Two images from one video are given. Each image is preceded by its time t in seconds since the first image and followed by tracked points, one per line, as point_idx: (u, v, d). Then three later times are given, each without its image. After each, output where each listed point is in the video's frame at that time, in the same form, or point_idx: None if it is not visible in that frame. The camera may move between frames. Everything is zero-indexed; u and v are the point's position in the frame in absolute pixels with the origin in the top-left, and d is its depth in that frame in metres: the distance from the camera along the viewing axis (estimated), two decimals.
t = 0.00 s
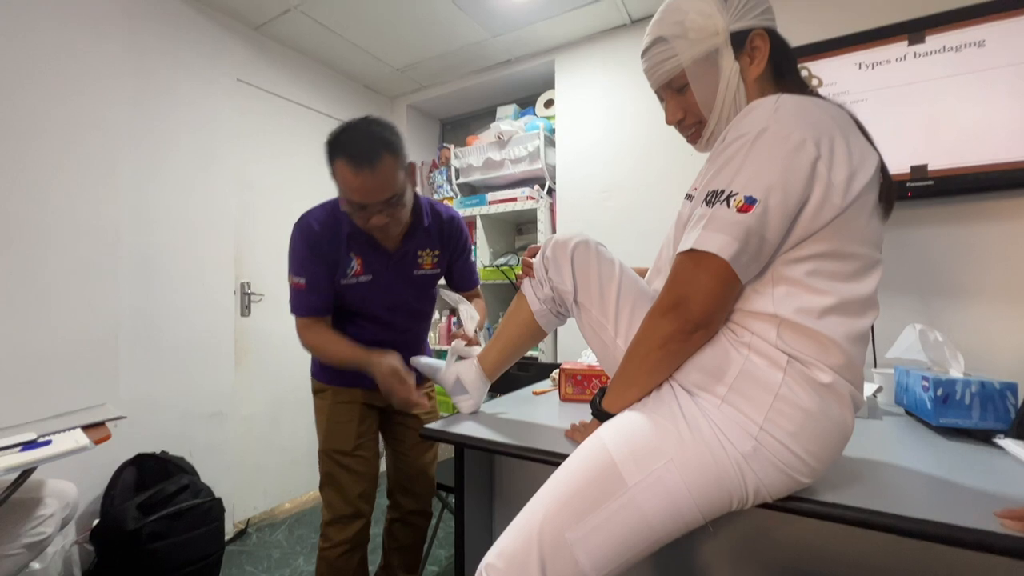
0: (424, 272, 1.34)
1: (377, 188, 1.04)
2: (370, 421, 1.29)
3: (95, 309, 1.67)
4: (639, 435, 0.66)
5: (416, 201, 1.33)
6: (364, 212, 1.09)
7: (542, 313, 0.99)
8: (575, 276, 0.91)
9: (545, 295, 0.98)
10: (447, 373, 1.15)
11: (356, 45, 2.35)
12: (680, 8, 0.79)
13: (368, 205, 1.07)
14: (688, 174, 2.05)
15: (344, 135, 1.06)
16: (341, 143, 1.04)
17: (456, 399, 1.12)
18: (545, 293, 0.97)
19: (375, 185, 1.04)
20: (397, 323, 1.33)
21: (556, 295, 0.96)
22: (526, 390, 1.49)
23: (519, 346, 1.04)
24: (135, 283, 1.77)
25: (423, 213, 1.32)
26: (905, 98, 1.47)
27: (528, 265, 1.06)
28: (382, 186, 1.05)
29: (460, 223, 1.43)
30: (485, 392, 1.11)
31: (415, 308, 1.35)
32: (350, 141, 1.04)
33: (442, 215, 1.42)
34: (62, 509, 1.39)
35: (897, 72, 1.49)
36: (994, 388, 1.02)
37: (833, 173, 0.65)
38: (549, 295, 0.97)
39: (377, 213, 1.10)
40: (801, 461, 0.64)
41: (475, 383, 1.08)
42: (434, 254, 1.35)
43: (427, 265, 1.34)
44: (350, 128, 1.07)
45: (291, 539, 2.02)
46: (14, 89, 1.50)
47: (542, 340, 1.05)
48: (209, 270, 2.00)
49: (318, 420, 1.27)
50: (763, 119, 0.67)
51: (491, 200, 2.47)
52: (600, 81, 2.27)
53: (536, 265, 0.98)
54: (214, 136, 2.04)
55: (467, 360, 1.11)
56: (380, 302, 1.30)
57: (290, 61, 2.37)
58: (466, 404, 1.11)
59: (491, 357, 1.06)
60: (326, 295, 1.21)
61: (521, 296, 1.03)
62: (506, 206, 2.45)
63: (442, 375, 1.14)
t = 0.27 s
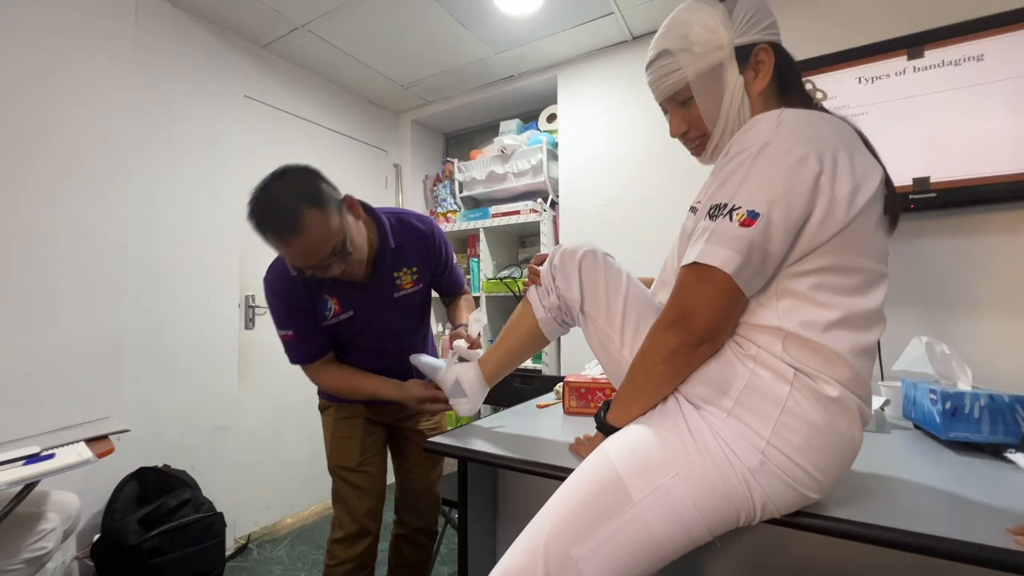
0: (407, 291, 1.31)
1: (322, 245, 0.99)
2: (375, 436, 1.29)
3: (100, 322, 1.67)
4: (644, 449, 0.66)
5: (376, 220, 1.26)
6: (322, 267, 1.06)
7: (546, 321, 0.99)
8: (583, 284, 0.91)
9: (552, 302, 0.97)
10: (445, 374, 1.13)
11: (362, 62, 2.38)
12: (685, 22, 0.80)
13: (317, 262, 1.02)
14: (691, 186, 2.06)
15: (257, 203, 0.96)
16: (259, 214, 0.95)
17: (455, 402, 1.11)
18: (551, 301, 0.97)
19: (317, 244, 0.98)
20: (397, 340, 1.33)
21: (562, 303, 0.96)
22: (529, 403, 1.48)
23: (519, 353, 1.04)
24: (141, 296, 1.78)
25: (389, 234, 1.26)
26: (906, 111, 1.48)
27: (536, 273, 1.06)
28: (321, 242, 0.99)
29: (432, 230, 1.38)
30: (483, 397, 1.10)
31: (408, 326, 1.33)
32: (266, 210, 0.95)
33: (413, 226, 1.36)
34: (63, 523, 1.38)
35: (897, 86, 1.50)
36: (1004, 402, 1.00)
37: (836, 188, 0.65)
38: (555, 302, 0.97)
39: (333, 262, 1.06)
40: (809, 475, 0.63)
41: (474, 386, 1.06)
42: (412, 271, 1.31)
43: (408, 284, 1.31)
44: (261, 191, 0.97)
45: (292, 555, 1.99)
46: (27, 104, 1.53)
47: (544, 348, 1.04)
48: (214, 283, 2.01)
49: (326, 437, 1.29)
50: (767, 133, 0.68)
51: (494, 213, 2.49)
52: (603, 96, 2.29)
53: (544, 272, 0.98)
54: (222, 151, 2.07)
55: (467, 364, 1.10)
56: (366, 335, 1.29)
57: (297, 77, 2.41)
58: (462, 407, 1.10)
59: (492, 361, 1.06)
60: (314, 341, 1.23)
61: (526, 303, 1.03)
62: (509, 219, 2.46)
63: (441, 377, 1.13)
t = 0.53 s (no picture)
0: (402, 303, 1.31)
1: (296, 276, 1.01)
2: (381, 446, 1.30)
3: (108, 333, 1.69)
4: (654, 458, 0.66)
5: (360, 237, 1.27)
6: (307, 295, 1.09)
7: (556, 311, 0.96)
8: (603, 282, 0.91)
9: (568, 294, 0.95)
10: (434, 349, 1.09)
11: (366, 75, 2.42)
12: (699, 33, 0.81)
13: (298, 291, 1.05)
14: (693, 196, 2.07)
15: (231, 243, 0.99)
16: (234, 253, 0.99)
17: (437, 376, 1.07)
18: (567, 293, 0.95)
19: (292, 277, 1.01)
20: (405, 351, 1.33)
21: (577, 298, 0.95)
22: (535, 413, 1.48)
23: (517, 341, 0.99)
24: (148, 307, 1.80)
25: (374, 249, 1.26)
26: (907, 121, 1.49)
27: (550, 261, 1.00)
28: (296, 270, 1.01)
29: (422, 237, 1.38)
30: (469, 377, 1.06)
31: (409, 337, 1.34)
32: (237, 250, 0.98)
33: (399, 236, 1.36)
34: (70, 533, 1.38)
35: (897, 96, 1.51)
36: (1010, 410, 0.99)
37: (850, 205, 0.65)
38: (569, 295, 0.95)
39: (316, 288, 1.09)
40: (818, 487, 0.63)
41: (464, 366, 1.03)
42: (406, 282, 1.31)
43: (402, 296, 1.31)
44: (231, 228, 1.00)
45: (297, 566, 1.98)
46: (40, 119, 1.56)
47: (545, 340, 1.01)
48: (220, 293, 2.03)
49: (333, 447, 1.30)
50: (779, 148, 0.69)
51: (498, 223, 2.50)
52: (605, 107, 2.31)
53: (562, 263, 0.96)
54: (228, 163, 2.09)
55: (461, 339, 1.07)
56: (364, 352, 1.30)
57: (302, 90, 2.44)
58: (444, 383, 1.06)
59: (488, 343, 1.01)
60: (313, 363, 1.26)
61: (539, 293, 0.98)
62: (512, 229, 2.48)
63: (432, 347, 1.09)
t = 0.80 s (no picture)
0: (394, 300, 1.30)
1: (271, 274, 1.01)
2: (384, 452, 1.29)
3: (112, 340, 1.69)
4: (659, 460, 0.65)
5: (345, 238, 1.28)
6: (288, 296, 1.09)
7: (568, 298, 0.90)
8: (620, 278, 0.88)
9: (584, 283, 0.90)
10: (425, 315, 0.99)
11: (368, 82, 2.43)
12: (724, 30, 0.81)
13: (275, 290, 1.05)
14: (694, 199, 2.07)
15: (208, 249, 1.02)
16: (211, 259, 1.01)
17: (422, 341, 0.96)
18: (585, 282, 0.89)
19: (266, 274, 1.01)
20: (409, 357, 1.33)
21: (591, 288, 0.90)
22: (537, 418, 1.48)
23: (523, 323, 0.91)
24: (151, 313, 1.81)
25: (358, 247, 1.27)
26: (908, 123, 1.49)
27: (566, 249, 0.95)
28: (269, 270, 1.01)
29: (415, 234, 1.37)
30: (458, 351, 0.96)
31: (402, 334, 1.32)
32: (213, 253, 1.00)
33: (385, 233, 1.36)
34: (73, 541, 1.38)
35: (897, 98, 1.51)
36: (1015, 414, 0.99)
37: (870, 217, 0.64)
38: (585, 283, 0.90)
39: (296, 287, 1.09)
40: (824, 495, 0.63)
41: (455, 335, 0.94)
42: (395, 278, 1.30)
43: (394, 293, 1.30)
44: (208, 234, 1.02)
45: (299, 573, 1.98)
46: (44, 128, 1.57)
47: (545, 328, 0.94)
48: (222, 299, 2.03)
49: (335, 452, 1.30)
50: (798, 157, 0.68)
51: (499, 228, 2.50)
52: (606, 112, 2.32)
53: (580, 252, 0.92)
54: (231, 170, 2.10)
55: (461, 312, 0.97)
56: (361, 352, 1.30)
57: (304, 97, 2.46)
58: (429, 352, 0.95)
59: (489, 318, 0.92)
60: (313, 367, 1.27)
61: (551, 279, 0.93)
62: (514, 234, 2.48)
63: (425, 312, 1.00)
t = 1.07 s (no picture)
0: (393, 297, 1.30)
1: (257, 257, 1.02)
2: (384, 457, 1.29)
3: (113, 344, 1.70)
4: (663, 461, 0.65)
5: (341, 235, 1.29)
6: (274, 281, 1.08)
7: (574, 296, 0.88)
8: (626, 276, 0.86)
9: (590, 281, 0.88)
10: (426, 310, 0.99)
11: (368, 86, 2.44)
12: (756, 25, 0.79)
13: (262, 275, 1.05)
14: (694, 202, 2.07)
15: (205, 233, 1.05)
16: (207, 242, 1.05)
17: (426, 338, 0.96)
18: (590, 280, 0.88)
19: (252, 252, 1.02)
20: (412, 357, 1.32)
21: (598, 287, 0.87)
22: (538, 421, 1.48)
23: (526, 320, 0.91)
24: (152, 317, 1.81)
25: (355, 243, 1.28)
26: (908, 125, 1.49)
27: (572, 246, 0.93)
28: (256, 252, 1.02)
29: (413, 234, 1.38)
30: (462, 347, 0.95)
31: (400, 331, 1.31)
32: (207, 232, 1.04)
33: (382, 232, 1.37)
34: (73, 545, 1.38)
35: (897, 100, 1.52)
36: (1016, 415, 0.99)
37: (897, 221, 0.65)
38: (591, 281, 0.87)
39: (282, 273, 1.07)
40: (829, 498, 0.62)
41: (459, 330, 0.93)
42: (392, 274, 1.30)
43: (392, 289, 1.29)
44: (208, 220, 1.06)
45: None
46: (46, 133, 1.58)
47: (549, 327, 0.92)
48: (223, 303, 2.04)
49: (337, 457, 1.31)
50: (827, 158, 0.67)
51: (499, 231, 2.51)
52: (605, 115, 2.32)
53: (588, 250, 0.90)
54: (232, 174, 2.11)
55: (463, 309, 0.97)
56: (360, 349, 1.30)
57: (304, 101, 2.47)
58: (431, 348, 0.95)
59: (493, 314, 0.92)
60: (313, 363, 1.27)
61: (558, 275, 0.91)
62: (514, 237, 2.48)
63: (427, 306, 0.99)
